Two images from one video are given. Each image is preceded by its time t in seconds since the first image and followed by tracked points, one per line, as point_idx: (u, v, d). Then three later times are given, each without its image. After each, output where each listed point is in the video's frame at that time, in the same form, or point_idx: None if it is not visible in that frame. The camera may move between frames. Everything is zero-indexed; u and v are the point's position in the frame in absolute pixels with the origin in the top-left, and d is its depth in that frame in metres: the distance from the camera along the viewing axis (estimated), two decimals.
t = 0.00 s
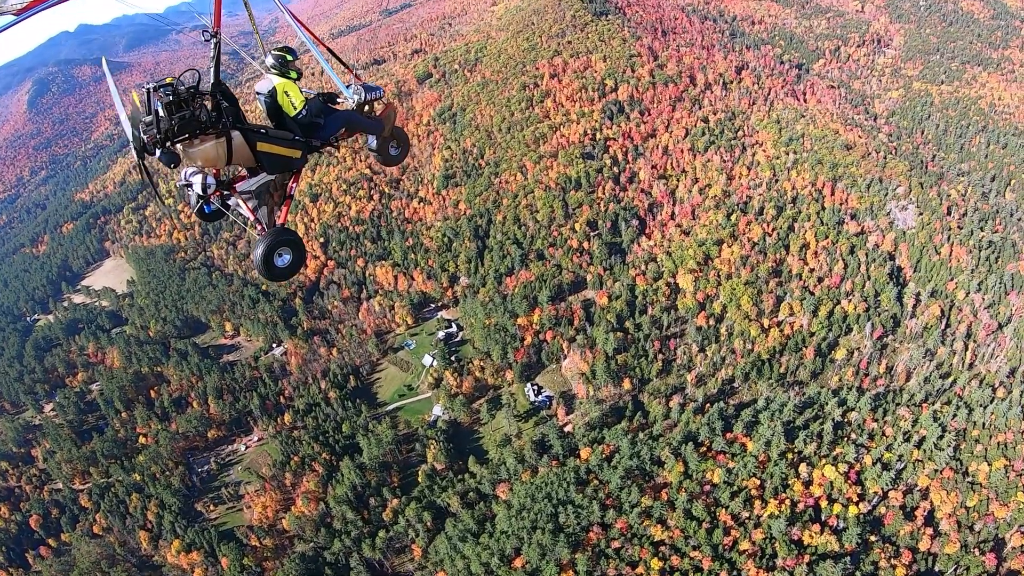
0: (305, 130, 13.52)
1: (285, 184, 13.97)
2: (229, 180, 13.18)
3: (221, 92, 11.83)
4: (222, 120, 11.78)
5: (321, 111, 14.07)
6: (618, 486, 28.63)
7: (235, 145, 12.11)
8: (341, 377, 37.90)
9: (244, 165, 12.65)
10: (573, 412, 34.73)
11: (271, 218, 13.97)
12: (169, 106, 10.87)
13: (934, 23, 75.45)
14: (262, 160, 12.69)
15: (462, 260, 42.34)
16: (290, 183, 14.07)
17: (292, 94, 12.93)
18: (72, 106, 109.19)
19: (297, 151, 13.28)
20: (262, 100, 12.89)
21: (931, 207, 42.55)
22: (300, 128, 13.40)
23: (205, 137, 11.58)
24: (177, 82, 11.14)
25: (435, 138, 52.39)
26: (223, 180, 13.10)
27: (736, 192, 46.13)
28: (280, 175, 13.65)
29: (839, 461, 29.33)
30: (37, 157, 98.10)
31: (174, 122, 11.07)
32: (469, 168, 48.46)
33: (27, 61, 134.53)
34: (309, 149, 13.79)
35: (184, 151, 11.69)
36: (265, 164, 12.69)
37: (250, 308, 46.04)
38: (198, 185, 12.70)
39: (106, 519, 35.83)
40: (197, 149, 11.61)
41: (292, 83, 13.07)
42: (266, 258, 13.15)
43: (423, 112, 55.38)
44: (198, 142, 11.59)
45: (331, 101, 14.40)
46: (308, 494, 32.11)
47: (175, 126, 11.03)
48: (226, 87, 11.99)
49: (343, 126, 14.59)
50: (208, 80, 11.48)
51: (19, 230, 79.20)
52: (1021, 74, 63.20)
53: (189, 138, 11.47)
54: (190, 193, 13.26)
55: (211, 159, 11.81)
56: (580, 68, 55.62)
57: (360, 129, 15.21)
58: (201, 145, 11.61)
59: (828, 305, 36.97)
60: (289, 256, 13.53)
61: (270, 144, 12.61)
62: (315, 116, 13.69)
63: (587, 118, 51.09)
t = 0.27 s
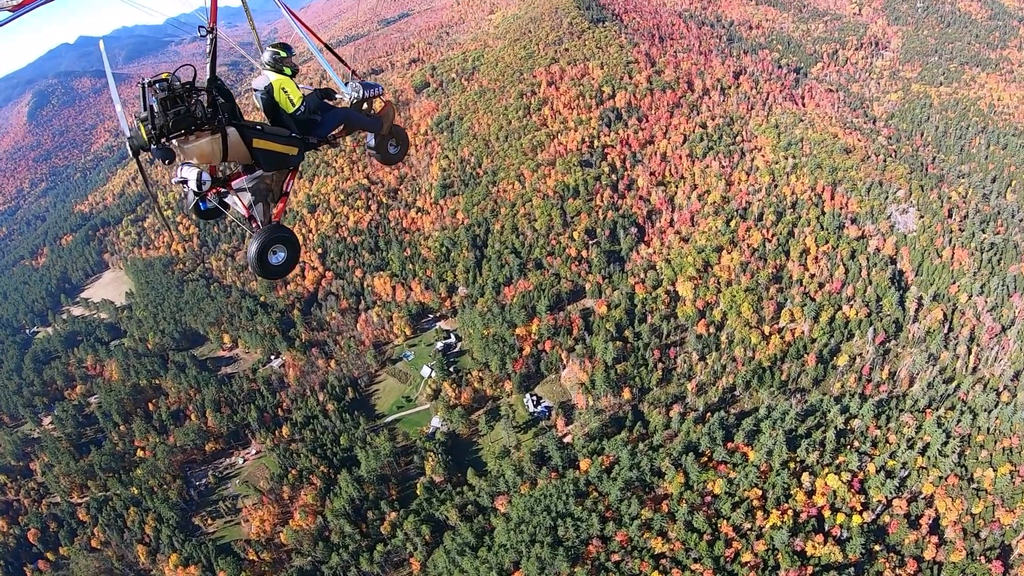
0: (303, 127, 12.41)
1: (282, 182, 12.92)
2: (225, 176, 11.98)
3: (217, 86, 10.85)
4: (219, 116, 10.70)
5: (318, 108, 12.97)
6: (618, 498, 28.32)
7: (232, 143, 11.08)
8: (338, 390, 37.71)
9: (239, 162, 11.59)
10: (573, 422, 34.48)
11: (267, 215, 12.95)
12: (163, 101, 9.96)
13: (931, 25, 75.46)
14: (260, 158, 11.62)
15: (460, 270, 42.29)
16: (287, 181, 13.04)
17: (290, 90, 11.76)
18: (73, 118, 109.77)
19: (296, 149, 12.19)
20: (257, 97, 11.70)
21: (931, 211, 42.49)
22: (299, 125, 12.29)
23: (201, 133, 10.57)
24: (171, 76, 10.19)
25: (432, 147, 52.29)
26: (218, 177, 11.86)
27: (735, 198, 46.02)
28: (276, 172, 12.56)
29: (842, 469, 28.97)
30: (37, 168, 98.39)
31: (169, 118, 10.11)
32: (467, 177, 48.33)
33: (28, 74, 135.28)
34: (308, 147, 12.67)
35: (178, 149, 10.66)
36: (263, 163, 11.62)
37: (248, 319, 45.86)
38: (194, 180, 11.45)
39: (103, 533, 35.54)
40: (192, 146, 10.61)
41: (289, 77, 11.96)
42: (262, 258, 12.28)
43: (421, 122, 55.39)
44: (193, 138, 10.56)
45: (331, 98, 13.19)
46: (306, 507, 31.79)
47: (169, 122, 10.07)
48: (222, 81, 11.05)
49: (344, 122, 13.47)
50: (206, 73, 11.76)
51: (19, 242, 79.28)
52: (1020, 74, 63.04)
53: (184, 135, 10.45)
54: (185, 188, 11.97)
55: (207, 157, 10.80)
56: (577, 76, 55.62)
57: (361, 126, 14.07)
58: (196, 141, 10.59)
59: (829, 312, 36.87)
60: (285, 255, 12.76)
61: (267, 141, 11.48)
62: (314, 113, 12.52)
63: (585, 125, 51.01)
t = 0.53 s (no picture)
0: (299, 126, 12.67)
1: (278, 179, 13.31)
2: (221, 174, 12.38)
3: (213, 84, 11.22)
4: (215, 115, 11.04)
5: (315, 107, 13.24)
6: (620, 514, 27.98)
7: (228, 140, 11.43)
8: (338, 407, 37.44)
9: (236, 160, 11.95)
10: (574, 437, 34.23)
11: (262, 213, 13.33)
12: (160, 99, 10.29)
13: (928, 27, 75.50)
14: (254, 156, 11.94)
15: (459, 285, 42.28)
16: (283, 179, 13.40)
17: (287, 89, 12.09)
18: (73, 137, 110.36)
19: (290, 148, 12.47)
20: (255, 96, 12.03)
21: (932, 213, 42.24)
22: (295, 123, 12.55)
23: (197, 132, 10.91)
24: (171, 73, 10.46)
25: (430, 161, 52.42)
26: (215, 175, 12.27)
27: (734, 206, 45.97)
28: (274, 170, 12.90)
29: (848, 480, 28.61)
30: (37, 187, 98.67)
31: (166, 116, 10.49)
32: (465, 191, 48.33)
33: (29, 94, 136.19)
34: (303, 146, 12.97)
35: (175, 145, 11.03)
36: (257, 160, 11.96)
37: (247, 336, 45.75)
38: (189, 179, 11.75)
39: (103, 554, 35.20)
40: (189, 143, 10.97)
41: (286, 77, 12.21)
42: (258, 257, 12.56)
43: (418, 136, 55.51)
44: (190, 136, 10.92)
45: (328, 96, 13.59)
46: (306, 526, 31.46)
47: (166, 120, 10.46)
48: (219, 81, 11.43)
49: (340, 121, 13.68)
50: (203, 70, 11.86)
51: (19, 261, 79.28)
52: (1017, 73, 63.04)
53: (181, 133, 10.80)
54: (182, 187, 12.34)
55: (202, 154, 11.20)
56: (574, 87, 55.67)
57: (358, 126, 14.29)
58: (193, 140, 10.94)
59: (831, 319, 36.55)
60: (280, 254, 13.10)
61: (262, 140, 11.83)
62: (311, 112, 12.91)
63: (582, 137, 51.01)
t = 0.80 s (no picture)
0: (299, 125, 11.98)
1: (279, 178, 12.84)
2: (221, 173, 12.05)
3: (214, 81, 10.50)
4: (216, 113, 10.37)
5: (315, 105, 12.53)
6: (624, 534, 27.59)
7: (228, 138, 10.75)
8: (338, 430, 37.18)
9: (234, 158, 11.27)
10: (576, 456, 33.86)
11: (264, 212, 12.81)
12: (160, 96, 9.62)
13: (921, 32, 75.78)
14: (255, 155, 11.28)
15: (458, 305, 42.25)
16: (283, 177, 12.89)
17: (287, 86, 11.37)
18: (74, 162, 111.12)
19: (290, 146, 11.83)
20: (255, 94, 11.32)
21: (932, 219, 42.47)
22: (296, 121, 11.86)
23: (197, 129, 10.23)
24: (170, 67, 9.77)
25: (427, 182, 52.78)
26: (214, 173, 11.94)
27: (732, 219, 45.93)
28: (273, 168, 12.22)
29: (855, 493, 28.21)
30: (38, 212, 99.05)
31: (166, 113, 9.81)
32: (462, 211, 48.32)
33: (30, 120, 137.29)
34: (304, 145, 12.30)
35: (174, 143, 10.31)
36: (258, 159, 11.30)
37: (246, 360, 45.60)
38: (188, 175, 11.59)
39: None
40: (189, 141, 10.26)
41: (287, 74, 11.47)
42: (255, 252, 11.70)
43: (415, 156, 55.74)
44: (189, 133, 10.22)
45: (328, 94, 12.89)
46: (306, 552, 31.01)
47: (166, 117, 9.79)
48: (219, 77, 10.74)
49: (341, 120, 13.03)
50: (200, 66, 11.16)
51: (19, 286, 79.34)
52: (1012, 75, 63.26)
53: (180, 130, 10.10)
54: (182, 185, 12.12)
55: (202, 152, 10.52)
56: (569, 103, 55.86)
57: (358, 125, 13.66)
58: (193, 137, 10.25)
59: (834, 330, 36.57)
60: (280, 253, 12.19)
61: (263, 138, 11.16)
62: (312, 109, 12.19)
63: (579, 153, 51.10)
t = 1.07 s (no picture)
0: (297, 122, 11.83)
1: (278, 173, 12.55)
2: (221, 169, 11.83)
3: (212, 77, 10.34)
4: (215, 110, 10.29)
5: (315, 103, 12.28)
6: (628, 557, 27.14)
7: (228, 136, 10.64)
8: (337, 458, 36.72)
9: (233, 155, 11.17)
10: (578, 479, 33.46)
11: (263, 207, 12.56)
12: (160, 93, 9.54)
13: (913, 38, 76.25)
14: (253, 153, 11.18)
15: (456, 328, 42.21)
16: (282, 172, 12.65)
17: (287, 82, 11.40)
18: (73, 191, 111.68)
19: (288, 144, 11.70)
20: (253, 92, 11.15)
21: (931, 226, 42.59)
22: (293, 119, 11.70)
23: (196, 126, 10.16)
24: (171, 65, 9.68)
25: (424, 206, 53.20)
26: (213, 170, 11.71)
27: (730, 233, 45.90)
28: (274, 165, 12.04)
29: (862, 507, 27.83)
30: (37, 241, 99.27)
31: (166, 110, 9.73)
32: (458, 234, 48.45)
33: (29, 150, 138.25)
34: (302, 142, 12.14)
35: (174, 139, 10.25)
36: (257, 157, 11.20)
37: (245, 388, 45.36)
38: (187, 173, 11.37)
39: None
40: (188, 139, 10.21)
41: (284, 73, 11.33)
42: (255, 251, 11.67)
43: (410, 180, 56.13)
44: (189, 131, 10.17)
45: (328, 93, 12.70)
46: None
47: (166, 115, 9.71)
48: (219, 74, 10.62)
49: (339, 118, 12.78)
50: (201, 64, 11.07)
51: (18, 316, 79.17)
52: (1004, 77, 63.60)
53: (180, 127, 10.05)
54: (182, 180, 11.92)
55: (201, 150, 10.46)
56: (563, 123, 56.12)
57: (356, 123, 13.41)
58: (192, 134, 10.19)
59: (835, 342, 36.45)
60: (280, 251, 12.18)
61: (262, 136, 11.03)
62: (312, 107, 12.11)
63: (574, 173, 51.25)
